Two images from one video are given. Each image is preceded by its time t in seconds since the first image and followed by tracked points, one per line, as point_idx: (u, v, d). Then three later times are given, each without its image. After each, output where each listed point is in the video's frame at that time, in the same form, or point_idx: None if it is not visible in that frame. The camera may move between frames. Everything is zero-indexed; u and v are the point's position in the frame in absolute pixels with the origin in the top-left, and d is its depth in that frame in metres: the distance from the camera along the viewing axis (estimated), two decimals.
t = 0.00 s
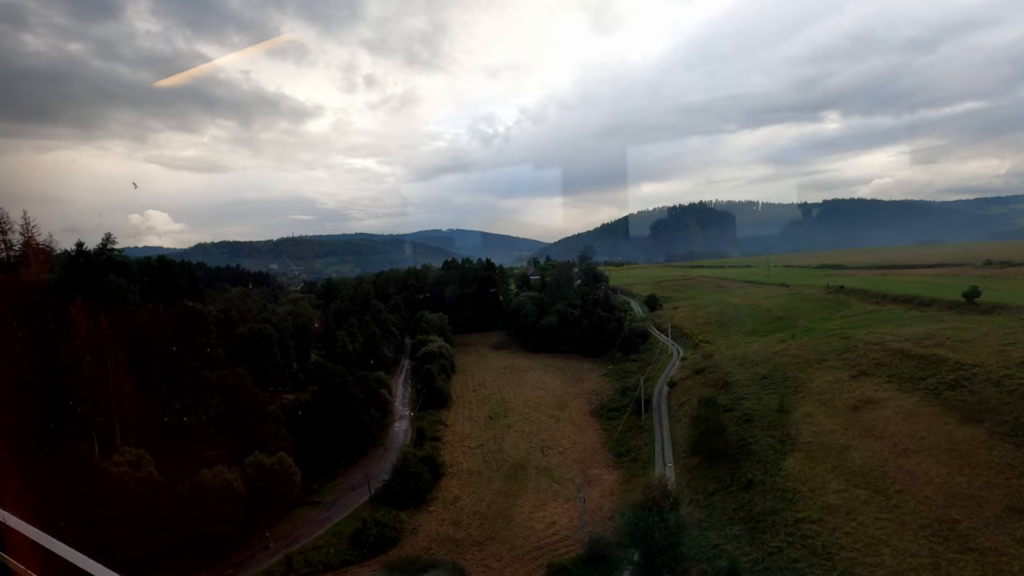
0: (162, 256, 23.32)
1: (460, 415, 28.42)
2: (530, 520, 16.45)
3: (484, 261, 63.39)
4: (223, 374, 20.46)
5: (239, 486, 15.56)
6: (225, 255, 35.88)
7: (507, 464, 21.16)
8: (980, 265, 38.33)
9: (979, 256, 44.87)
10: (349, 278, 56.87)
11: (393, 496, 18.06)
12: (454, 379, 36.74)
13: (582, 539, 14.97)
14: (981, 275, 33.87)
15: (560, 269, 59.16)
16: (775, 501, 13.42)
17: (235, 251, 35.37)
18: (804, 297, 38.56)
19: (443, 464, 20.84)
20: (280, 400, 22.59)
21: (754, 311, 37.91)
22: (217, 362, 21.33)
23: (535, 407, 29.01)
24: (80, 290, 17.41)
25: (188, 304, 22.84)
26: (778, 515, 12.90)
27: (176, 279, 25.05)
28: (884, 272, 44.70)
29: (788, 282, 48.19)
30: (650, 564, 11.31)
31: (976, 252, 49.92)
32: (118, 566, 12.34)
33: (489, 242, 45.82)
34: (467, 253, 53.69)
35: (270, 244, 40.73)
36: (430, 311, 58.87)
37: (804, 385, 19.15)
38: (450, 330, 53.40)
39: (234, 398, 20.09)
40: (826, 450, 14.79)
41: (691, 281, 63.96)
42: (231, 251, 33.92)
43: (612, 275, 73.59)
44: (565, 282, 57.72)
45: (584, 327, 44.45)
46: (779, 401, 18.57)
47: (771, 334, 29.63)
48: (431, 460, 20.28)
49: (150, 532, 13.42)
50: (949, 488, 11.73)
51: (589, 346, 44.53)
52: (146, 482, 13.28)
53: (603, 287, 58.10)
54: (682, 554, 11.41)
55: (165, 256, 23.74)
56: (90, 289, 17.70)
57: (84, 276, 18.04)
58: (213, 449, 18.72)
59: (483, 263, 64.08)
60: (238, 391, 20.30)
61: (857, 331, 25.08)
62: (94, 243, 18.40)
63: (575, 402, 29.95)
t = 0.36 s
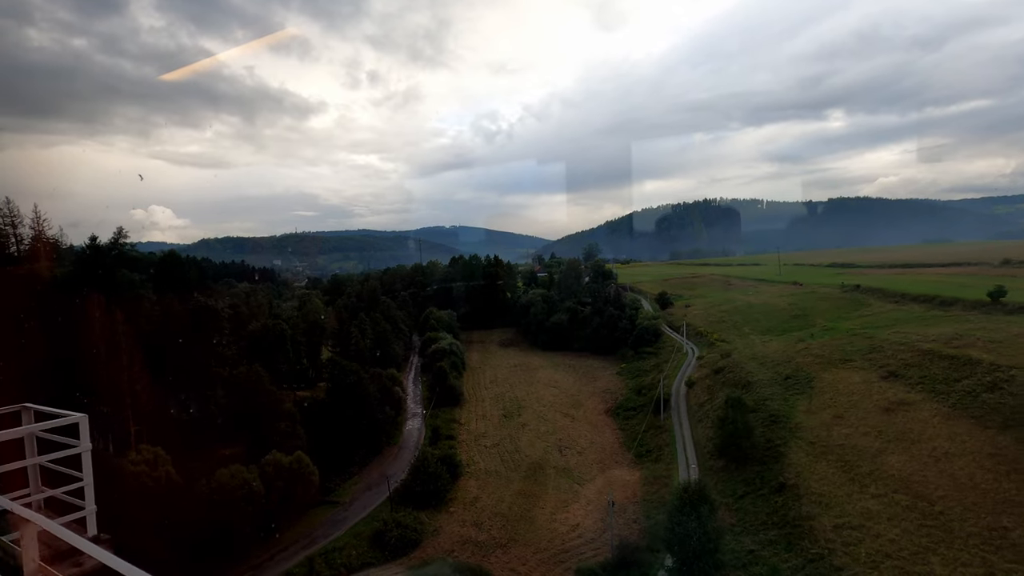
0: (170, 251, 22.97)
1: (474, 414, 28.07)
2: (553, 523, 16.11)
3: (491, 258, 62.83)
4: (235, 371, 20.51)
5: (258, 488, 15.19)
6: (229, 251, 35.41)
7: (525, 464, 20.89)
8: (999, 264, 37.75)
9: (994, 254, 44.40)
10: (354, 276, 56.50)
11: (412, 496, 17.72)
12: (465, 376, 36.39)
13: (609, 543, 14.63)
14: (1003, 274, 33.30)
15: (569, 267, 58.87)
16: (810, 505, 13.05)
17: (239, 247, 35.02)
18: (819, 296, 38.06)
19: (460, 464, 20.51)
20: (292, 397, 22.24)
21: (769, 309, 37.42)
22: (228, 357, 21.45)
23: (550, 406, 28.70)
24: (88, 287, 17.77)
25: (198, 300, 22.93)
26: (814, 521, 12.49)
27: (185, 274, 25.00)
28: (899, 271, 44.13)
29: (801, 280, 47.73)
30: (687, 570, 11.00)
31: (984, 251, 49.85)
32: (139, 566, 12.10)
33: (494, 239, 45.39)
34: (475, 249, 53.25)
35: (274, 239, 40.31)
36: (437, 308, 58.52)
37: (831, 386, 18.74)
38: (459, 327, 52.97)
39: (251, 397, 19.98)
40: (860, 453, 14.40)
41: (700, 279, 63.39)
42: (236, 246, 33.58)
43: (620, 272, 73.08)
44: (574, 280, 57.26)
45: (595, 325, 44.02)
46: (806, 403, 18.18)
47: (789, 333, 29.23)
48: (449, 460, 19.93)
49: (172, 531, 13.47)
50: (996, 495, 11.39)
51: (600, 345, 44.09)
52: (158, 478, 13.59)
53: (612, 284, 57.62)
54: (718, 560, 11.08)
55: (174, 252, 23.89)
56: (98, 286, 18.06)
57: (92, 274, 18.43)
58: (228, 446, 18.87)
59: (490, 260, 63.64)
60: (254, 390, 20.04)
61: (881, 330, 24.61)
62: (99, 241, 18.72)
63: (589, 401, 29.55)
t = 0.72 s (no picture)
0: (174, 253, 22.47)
1: (486, 417, 27.63)
2: (576, 530, 15.69)
3: (495, 259, 62.34)
4: (247, 376, 20.00)
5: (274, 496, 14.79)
6: (228, 253, 34.99)
7: (542, 469, 20.51)
8: (1012, 263, 37.43)
9: (1001, 254, 44.31)
10: (355, 279, 56.11)
11: (429, 502, 17.21)
12: (474, 379, 36.01)
13: (635, 552, 14.23)
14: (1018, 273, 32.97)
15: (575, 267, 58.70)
16: (846, 512, 12.65)
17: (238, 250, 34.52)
18: (830, 296, 37.68)
19: (477, 468, 20.10)
20: (302, 401, 21.80)
21: (780, 310, 37.07)
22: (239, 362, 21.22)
23: (562, 409, 28.33)
24: (93, 291, 17.65)
25: (205, 303, 22.72)
26: (852, 528, 12.11)
27: (191, 277, 24.75)
28: (908, 271, 43.79)
29: (810, 280, 47.41)
30: None
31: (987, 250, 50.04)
32: None
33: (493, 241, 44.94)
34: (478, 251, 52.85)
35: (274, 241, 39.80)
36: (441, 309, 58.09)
37: (856, 387, 18.38)
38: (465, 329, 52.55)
39: (264, 402, 19.43)
40: (895, 457, 14.03)
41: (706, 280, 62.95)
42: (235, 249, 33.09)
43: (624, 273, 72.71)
44: (580, 280, 56.82)
45: (603, 327, 43.60)
46: (831, 404, 17.80)
47: (804, 334, 28.87)
48: (466, 463, 19.51)
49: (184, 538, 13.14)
50: None
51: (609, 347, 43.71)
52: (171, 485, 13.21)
53: (617, 285, 57.25)
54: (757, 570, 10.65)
55: (181, 254, 23.70)
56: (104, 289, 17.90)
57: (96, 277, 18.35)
58: (239, 452, 18.46)
59: (493, 261, 63.17)
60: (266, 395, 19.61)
61: (900, 330, 24.26)
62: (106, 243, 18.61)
63: (602, 403, 29.14)
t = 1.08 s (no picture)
0: (185, 247, 22.06)
1: (499, 417, 27.24)
2: (600, 535, 15.28)
3: (502, 257, 61.86)
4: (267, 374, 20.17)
5: (293, 497, 14.49)
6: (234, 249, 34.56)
7: (560, 471, 20.15)
8: None
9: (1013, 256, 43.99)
10: (361, 278, 55.83)
11: (448, 505, 16.80)
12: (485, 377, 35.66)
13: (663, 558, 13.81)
14: None
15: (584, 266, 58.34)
16: (885, 520, 12.28)
17: (242, 246, 34.05)
18: (846, 297, 37.22)
19: (494, 469, 19.76)
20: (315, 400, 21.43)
21: (795, 310, 36.68)
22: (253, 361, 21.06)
23: (576, 409, 27.98)
24: (107, 283, 16.89)
25: (217, 299, 22.32)
26: (894, 537, 11.73)
27: (201, 272, 24.28)
28: (923, 272, 43.28)
29: (823, 281, 46.96)
30: None
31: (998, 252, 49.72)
32: None
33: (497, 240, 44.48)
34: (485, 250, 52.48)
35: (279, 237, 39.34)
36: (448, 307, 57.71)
37: (884, 391, 17.99)
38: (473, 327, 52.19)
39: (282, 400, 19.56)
40: (932, 464, 13.66)
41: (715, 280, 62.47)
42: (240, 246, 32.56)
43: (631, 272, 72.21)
44: (589, 278, 56.36)
45: (614, 326, 43.19)
46: (859, 408, 17.40)
47: (822, 336, 28.49)
48: (484, 464, 19.17)
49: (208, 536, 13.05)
50: None
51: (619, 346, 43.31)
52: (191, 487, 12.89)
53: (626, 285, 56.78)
54: None
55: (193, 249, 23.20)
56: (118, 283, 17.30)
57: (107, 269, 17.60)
58: (254, 449, 18.55)
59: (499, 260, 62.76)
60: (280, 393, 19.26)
61: (922, 332, 23.90)
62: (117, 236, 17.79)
63: (616, 404, 28.77)
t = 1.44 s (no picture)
0: (191, 248, 21.64)
1: (512, 416, 26.92)
2: (627, 537, 14.96)
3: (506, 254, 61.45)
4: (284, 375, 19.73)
5: (315, 502, 14.15)
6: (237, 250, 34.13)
7: (580, 471, 19.83)
8: None
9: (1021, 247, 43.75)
10: (363, 277, 55.48)
11: (469, 507, 16.45)
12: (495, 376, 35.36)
13: (695, 562, 13.50)
14: None
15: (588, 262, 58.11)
16: (927, 519, 11.98)
17: (243, 247, 33.51)
18: (857, 291, 36.92)
19: (513, 469, 19.43)
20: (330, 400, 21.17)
21: (806, 305, 36.37)
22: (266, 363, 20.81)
23: (590, 407, 27.70)
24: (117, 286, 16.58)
25: (227, 300, 21.90)
26: (939, 538, 11.43)
27: (208, 272, 23.83)
28: (934, 265, 42.94)
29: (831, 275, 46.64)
30: None
31: (1004, 244, 49.46)
32: None
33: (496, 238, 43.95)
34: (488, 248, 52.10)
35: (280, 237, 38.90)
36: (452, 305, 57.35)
37: (911, 386, 17.71)
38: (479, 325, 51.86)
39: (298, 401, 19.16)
40: (971, 462, 13.39)
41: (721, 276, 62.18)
42: (242, 247, 32.07)
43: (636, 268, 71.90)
44: (594, 275, 56.09)
45: (622, 322, 42.89)
46: (887, 403, 17.09)
47: (837, 330, 28.16)
48: (503, 464, 18.83)
49: (229, 544, 12.80)
50: None
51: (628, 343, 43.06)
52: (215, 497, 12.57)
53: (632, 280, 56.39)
54: None
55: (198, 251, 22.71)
56: (128, 286, 16.92)
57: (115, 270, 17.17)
58: (269, 452, 18.43)
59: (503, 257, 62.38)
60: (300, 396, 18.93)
61: (942, 325, 23.58)
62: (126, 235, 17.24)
63: (630, 402, 28.45)
